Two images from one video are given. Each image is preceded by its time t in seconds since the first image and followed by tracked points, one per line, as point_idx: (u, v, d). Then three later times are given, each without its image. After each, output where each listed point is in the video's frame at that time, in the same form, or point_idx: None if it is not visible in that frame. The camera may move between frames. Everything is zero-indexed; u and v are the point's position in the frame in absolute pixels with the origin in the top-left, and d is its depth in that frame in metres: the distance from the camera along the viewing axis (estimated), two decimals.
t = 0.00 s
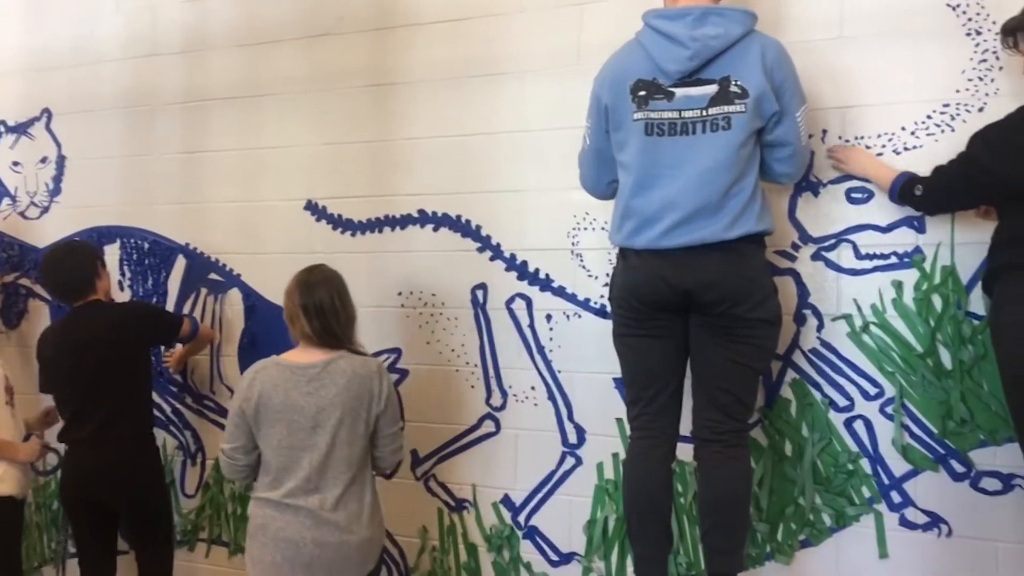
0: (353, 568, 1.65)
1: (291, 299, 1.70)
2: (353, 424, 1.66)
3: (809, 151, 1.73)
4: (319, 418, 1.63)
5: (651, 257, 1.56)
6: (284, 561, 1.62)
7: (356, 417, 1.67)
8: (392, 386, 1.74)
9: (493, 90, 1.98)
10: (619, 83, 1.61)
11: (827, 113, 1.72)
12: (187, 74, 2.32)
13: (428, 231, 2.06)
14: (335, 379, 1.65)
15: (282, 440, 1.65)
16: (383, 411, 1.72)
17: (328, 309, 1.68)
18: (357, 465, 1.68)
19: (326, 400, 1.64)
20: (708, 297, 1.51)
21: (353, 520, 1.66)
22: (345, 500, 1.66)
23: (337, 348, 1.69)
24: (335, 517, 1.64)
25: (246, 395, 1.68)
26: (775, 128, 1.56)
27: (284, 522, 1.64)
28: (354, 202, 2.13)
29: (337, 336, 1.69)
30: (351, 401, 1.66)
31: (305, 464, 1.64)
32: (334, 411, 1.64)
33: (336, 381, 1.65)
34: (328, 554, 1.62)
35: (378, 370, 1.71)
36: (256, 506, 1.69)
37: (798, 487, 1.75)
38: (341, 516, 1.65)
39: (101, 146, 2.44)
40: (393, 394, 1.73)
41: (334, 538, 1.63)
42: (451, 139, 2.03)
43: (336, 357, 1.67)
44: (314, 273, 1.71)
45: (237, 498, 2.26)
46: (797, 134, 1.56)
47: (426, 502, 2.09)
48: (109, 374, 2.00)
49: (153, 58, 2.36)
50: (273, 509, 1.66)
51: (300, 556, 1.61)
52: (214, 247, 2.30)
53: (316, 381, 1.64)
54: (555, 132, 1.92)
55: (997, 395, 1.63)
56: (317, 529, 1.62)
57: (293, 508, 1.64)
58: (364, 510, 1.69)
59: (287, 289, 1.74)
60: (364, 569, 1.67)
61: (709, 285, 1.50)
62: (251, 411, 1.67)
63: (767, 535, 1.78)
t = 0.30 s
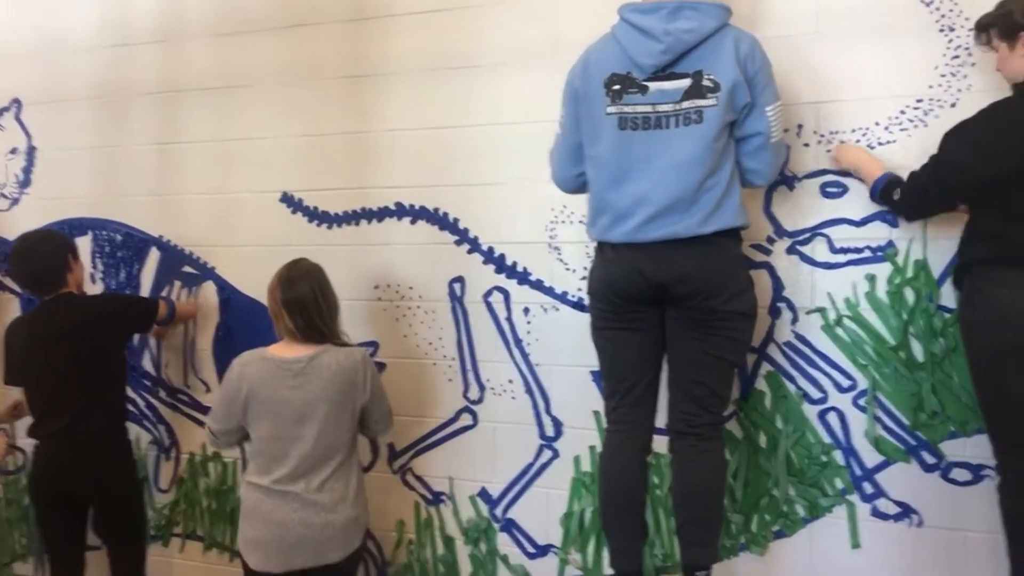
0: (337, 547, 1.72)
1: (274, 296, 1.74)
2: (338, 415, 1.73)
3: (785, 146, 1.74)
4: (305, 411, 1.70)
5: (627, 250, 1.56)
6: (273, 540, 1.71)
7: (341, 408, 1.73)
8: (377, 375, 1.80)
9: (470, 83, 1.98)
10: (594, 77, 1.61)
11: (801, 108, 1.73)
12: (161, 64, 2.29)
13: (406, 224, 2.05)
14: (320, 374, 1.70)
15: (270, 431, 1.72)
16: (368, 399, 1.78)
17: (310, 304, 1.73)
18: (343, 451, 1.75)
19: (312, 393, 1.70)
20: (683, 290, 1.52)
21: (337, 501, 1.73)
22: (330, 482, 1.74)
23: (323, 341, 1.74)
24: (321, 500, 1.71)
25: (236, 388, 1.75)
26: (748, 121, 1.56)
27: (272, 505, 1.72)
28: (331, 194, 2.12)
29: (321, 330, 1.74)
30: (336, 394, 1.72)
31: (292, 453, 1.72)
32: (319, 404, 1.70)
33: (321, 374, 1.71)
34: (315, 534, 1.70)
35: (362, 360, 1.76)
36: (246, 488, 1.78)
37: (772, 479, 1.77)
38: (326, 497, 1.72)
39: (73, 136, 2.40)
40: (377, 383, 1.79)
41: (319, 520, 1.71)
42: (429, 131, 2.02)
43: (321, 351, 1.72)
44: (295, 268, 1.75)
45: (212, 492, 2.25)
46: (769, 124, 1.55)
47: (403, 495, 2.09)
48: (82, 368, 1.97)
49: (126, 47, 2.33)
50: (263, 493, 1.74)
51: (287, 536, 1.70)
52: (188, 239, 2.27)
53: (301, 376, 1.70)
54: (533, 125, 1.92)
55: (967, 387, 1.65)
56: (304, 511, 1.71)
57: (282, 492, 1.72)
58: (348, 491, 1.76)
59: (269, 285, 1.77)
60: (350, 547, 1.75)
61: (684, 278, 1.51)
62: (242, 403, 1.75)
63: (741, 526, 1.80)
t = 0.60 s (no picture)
0: (312, 532, 1.71)
1: (247, 290, 1.75)
2: (314, 404, 1.72)
3: (762, 141, 1.75)
4: (280, 401, 1.70)
5: (605, 244, 1.57)
6: (249, 525, 1.71)
7: (317, 397, 1.72)
8: (355, 363, 1.79)
9: (448, 77, 1.97)
10: (572, 68, 1.61)
11: (778, 103, 1.74)
12: (136, 55, 2.26)
13: (384, 218, 2.04)
14: (294, 365, 1.70)
15: (247, 420, 1.73)
16: (345, 386, 1.78)
17: (282, 296, 1.72)
18: (318, 437, 1.75)
19: (286, 383, 1.70)
20: (661, 284, 1.53)
21: (311, 487, 1.73)
22: (305, 467, 1.73)
23: (298, 333, 1.74)
24: (295, 484, 1.71)
25: (214, 377, 1.76)
26: (726, 115, 1.56)
27: (248, 491, 1.73)
28: (309, 188, 2.10)
29: (294, 322, 1.74)
30: (311, 384, 1.71)
31: (268, 440, 1.73)
32: (293, 394, 1.70)
33: (296, 365, 1.71)
34: (288, 519, 1.70)
35: (337, 351, 1.74)
36: (227, 474, 1.80)
37: (748, 472, 1.78)
38: (301, 482, 1.72)
39: (46, 128, 2.37)
40: (354, 371, 1.78)
41: (293, 504, 1.70)
42: (407, 125, 2.01)
43: (296, 342, 1.72)
44: (268, 261, 1.76)
45: (188, 488, 2.23)
46: (746, 120, 1.55)
47: (381, 489, 2.08)
48: (57, 361, 1.95)
49: (100, 38, 2.30)
50: (240, 479, 1.75)
51: (262, 520, 1.70)
52: (164, 232, 2.25)
53: (277, 366, 1.70)
54: (512, 119, 1.92)
55: (940, 380, 1.67)
56: (278, 496, 1.71)
57: (257, 477, 1.73)
58: (323, 477, 1.75)
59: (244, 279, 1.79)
60: (327, 533, 1.74)
61: (661, 272, 1.52)
62: (220, 392, 1.76)
63: (718, 519, 1.81)
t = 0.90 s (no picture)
0: (277, 524, 1.74)
1: (213, 288, 1.74)
2: (279, 401, 1.73)
3: (744, 139, 1.76)
4: (244, 398, 1.71)
5: (589, 241, 1.57)
6: (216, 516, 1.75)
7: (282, 394, 1.73)
8: (323, 358, 1.78)
9: (431, 72, 1.96)
10: (558, 63, 1.61)
11: (760, 102, 1.75)
12: (115, 49, 2.24)
13: (366, 214, 2.04)
14: (259, 364, 1.71)
15: (214, 414, 1.76)
16: (312, 381, 1.78)
17: (245, 297, 1.71)
18: (283, 431, 1.77)
19: (250, 381, 1.71)
20: (644, 282, 1.53)
21: (277, 479, 1.75)
22: (270, 460, 1.76)
23: (264, 332, 1.73)
24: (260, 477, 1.74)
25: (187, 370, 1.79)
26: (709, 114, 1.56)
27: (216, 482, 1.77)
28: (290, 183, 2.09)
29: (259, 321, 1.73)
30: (276, 382, 1.71)
31: (235, 434, 1.75)
32: (257, 391, 1.71)
33: (260, 364, 1.71)
34: (253, 511, 1.72)
35: (303, 349, 1.73)
36: (200, 464, 1.84)
37: (729, 468, 1.79)
38: (266, 474, 1.75)
39: (23, 122, 2.34)
40: (322, 367, 1.78)
41: (258, 496, 1.73)
42: (390, 121, 2.00)
43: (262, 341, 1.72)
44: (233, 259, 1.74)
45: (168, 485, 2.22)
46: (729, 119, 1.56)
47: (363, 486, 2.08)
48: (37, 358, 1.93)
49: (79, 31, 2.27)
50: (210, 469, 1.79)
51: (228, 511, 1.73)
52: (144, 228, 2.23)
53: (241, 364, 1.71)
54: (494, 116, 1.92)
55: (919, 377, 1.68)
56: (244, 488, 1.74)
57: (225, 469, 1.76)
58: (289, 470, 1.77)
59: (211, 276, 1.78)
60: (294, 525, 1.76)
61: (645, 270, 1.52)
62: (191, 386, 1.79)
63: (699, 515, 1.82)
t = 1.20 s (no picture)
0: (254, 523, 1.73)
1: (188, 288, 1.73)
2: (256, 400, 1.73)
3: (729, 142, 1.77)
4: (220, 397, 1.71)
5: (575, 242, 1.57)
6: (192, 515, 1.73)
7: (260, 393, 1.73)
8: (300, 356, 1.77)
9: (418, 72, 1.96)
10: (546, 63, 1.61)
11: (745, 104, 1.76)
12: (99, 45, 2.22)
13: (352, 214, 2.03)
14: (235, 363, 1.70)
15: (191, 413, 1.75)
16: (290, 380, 1.78)
17: (218, 297, 1.70)
18: (260, 429, 1.76)
19: (227, 380, 1.70)
20: (630, 283, 1.54)
21: (253, 478, 1.74)
22: (246, 458, 1.75)
23: (240, 330, 1.72)
24: (236, 476, 1.73)
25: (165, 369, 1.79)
26: (696, 117, 1.57)
27: (192, 480, 1.76)
28: (275, 182, 2.08)
29: (234, 321, 1.72)
30: (252, 381, 1.71)
31: (212, 433, 1.74)
32: (234, 391, 1.70)
33: (236, 363, 1.70)
34: (229, 510, 1.72)
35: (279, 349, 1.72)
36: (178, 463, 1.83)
37: (713, 469, 1.80)
38: (242, 473, 1.74)
39: (6, 119, 2.32)
40: (299, 365, 1.78)
41: (234, 495, 1.72)
42: (376, 120, 2.00)
43: (237, 340, 1.71)
44: (207, 259, 1.73)
45: (150, 486, 2.20)
46: (715, 122, 1.56)
47: (347, 487, 2.07)
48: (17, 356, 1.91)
49: (63, 27, 2.25)
50: (187, 468, 1.78)
51: (203, 510, 1.72)
52: (127, 227, 2.21)
53: (218, 363, 1.70)
54: (480, 116, 1.91)
55: (901, 379, 1.70)
56: (220, 486, 1.73)
57: (201, 467, 1.75)
58: (266, 468, 1.77)
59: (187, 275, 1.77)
60: (271, 524, 1.75)
61: (631, 271, 1.53)
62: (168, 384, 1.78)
63: (683, 516, 1.83)
